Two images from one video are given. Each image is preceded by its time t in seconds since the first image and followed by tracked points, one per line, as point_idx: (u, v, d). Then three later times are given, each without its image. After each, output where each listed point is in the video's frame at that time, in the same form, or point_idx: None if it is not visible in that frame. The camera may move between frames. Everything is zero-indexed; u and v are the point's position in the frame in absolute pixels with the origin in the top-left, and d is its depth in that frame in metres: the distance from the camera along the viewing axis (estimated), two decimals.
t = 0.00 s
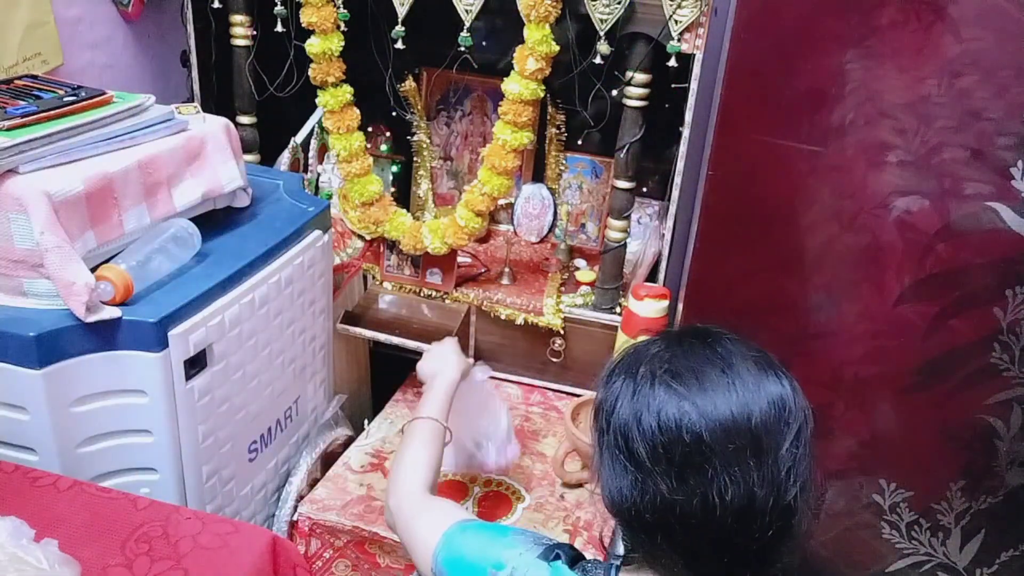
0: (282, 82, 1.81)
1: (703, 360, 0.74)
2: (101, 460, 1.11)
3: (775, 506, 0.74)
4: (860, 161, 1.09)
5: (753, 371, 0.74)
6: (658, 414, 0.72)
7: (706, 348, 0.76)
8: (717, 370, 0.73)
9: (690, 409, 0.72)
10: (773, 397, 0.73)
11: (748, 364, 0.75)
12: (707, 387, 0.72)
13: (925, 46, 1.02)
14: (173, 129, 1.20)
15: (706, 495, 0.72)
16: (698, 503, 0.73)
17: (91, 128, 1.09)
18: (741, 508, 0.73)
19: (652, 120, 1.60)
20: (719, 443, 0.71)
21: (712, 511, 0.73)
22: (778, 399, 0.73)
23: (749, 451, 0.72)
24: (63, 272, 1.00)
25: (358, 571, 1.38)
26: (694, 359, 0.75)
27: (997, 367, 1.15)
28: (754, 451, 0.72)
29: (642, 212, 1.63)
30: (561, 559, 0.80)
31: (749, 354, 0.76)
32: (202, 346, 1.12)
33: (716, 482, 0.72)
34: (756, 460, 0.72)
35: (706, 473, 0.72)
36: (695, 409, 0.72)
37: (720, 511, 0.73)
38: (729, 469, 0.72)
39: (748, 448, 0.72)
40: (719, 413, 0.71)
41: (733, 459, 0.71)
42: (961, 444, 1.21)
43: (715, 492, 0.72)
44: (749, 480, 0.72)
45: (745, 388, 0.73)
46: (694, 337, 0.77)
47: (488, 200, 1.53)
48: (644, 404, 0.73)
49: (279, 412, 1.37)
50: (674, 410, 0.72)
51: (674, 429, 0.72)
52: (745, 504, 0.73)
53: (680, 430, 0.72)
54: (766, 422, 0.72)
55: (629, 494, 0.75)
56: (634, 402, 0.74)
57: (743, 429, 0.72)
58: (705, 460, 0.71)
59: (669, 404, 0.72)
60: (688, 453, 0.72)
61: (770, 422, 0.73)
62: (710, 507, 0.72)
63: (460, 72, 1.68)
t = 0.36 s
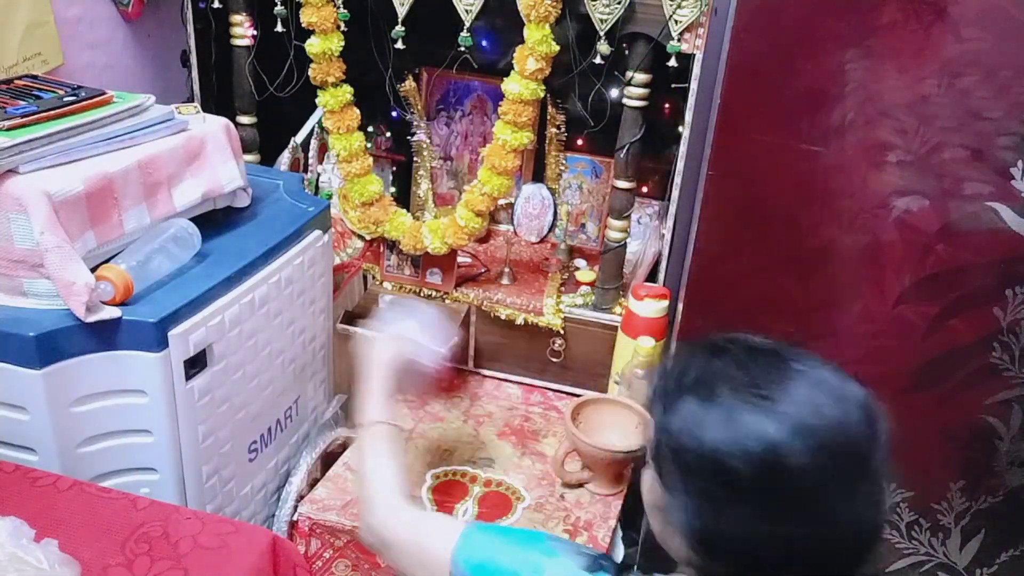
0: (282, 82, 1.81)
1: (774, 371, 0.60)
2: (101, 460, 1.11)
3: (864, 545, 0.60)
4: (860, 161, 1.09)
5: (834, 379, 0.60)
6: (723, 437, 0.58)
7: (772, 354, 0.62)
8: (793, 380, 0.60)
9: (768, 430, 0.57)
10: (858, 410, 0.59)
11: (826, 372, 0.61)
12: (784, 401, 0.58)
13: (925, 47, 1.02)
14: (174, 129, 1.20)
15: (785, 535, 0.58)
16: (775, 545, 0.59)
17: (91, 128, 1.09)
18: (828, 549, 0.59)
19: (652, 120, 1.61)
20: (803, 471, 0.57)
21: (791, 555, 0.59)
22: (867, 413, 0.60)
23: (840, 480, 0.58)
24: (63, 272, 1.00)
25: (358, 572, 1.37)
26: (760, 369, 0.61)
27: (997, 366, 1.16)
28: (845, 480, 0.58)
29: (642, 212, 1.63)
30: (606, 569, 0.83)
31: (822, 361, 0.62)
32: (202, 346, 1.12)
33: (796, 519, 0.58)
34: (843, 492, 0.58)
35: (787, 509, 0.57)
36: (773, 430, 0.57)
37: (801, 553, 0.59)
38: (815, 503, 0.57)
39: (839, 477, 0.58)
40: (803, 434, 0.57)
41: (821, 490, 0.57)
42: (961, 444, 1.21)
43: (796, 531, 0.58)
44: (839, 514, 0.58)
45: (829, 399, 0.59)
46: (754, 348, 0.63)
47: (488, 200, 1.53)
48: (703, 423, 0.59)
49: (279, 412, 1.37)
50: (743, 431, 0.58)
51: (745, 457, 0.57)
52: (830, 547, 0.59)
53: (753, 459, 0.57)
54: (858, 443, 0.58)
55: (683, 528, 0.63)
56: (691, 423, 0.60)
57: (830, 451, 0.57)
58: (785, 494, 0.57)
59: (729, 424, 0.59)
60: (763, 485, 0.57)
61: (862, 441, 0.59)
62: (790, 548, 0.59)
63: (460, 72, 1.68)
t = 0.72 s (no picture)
0: (282, 82, 1.81)
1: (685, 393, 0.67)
2: (101, 460, 1.11)
3: (767, 546, 0.67)
4: (860, 161, 1.09)
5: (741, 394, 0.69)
6: (641, 447, 0.66)
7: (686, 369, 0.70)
8: (706, 404, 0.66)
9: (672, 441, 0.65)
10: (742, 423, 0.66)
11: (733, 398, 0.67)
12: (701, 409, 0.66)
13: (925, 46, 1.01)
14: (174, 129, 1.20)
15: (696, 537, 0.65)
16: (676, 546, 0.66)
17: (91, 128, 1.09)
18: (726, 546, 0.66)
19: (652, 120, 1.60)
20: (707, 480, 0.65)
21: (700, 555, 0.66)
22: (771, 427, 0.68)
23: (745, 482, 0.65)
24: (63, 272, 1.00)
25: (358, 572, 1.39)
26: (661, 387, 0.68)
27: (997, 366, 1.15)
28: (750, 484, 0.65)
29: (642, 212, 1.63)
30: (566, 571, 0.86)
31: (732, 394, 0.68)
32: (202, 347, 1.12)
33: (743, 501, 0.65)
34: (732, 494, 0.65)
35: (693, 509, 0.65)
36: (677, 439, 0.65)
37: (711, 553, 0.66)
38: (719, 506, 0.65)
39: (740, 476, 0.65)
40: (705, 446, 0.65)
41: (717, 490, 0.65)
42: (961, 444, 1.21)
43: (706, 533, 0.65)
44: (734, 509, 0.65)
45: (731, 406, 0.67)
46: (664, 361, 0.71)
47: (488, 200, 1.53)
48: (625, 440, 0.66)
49: (279, 412, 1.37)
50: (652, 439, 0.66)
51: (652, 464, 0.65)
52: (730, 548, 0.66)
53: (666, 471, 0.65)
54: (762, 452, 0.66)
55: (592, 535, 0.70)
56: (609, 433, 0.67)
57: (709, 465, 0.65)
58: (692, 497, 0.65)
59: (633, 436, 0.66)
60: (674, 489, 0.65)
61: (759, 454, 0.66)
62: (699, 550, 0.65)
63: (460, 72, 1.68)
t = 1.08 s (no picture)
0: (282, 82, 1.81)
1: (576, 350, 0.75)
2: (101, 460, 1.11)
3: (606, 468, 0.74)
4: (860, 161, 1.09)
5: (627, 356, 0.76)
6: (520, 380, 0.74)
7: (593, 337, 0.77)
8: (589, 356, 0.75)
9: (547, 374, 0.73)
10: (613, 373, 0.74)
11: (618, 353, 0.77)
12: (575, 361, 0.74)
13: (925, 47, 1.02)
14: (173, 129, 1.20)
15: (551, 459, 0.73)
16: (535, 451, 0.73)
17: (91, 128, 1.09)
18: (583, 472, 0.73)
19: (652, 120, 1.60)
20: (566, 412, 0.72)
21: (554, 476, 0.73)
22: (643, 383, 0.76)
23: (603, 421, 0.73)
24: (63, 272, 1.00)
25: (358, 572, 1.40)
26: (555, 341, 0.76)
27: (997, 366, 1.15)
28: (605, 423, 0.73)
29: (642, 212, 1.63)
30: None
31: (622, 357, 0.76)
32: (202, 347, 1.12)
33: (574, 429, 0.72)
34: (588, 421, 0.73)
35: (550, 433, 0.72)
36: (549, 376, 0.73)
37: (562, 474, 0.73)
38: (574, 434, 0.72)
39: (596, 411, 0.73)
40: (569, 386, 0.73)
41: (571, 418, 0.72)
42: (961, 443, 1.21)
43: (560, 459, 0.73)
44: (591, 440, 0.72)
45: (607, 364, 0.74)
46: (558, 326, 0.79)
47: (488, 200, 1.53)
48: (503, 378, 0.75)
49: (279, 412, 1.37)
50: (526, 375, 0.74)
51: (523, 392, 0.73)
52: (566, 458, 0.73)
53: (533, 402, 0.73)
54: (626, 398, 0.74)
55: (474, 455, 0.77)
56: (500, 372, 0.75)
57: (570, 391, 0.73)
58: (553, 424, 0.72)
59: (514, 373, 0.74)
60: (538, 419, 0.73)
61: (623, 403, 0.74)
62: (552, 471, 0.73)
63: (460, 72, 1.68)
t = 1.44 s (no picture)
0: (282, 82, 1.81)
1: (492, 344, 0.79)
2: (101, 460, 1.11)
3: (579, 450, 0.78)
4: (860, 161, 1.09)
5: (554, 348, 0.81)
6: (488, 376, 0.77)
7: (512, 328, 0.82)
8: (515, 348, 0.79)
9: (524, 372, 0.77)
10: (557, 361, 0.78)
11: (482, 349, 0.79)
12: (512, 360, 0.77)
13: (925, 46, 1.01)
14: (174, 129, 1.20)
15: (537, 449, 0.76)
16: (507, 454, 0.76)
17: (91, 128, 1.09)
18: (560, 459, 0.77)
19: (652, 120, 1.60)
20: (546, 405, 0.76)
21: (538, 467, 0.77)
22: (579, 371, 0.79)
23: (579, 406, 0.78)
24: (63, 272, 1.00)
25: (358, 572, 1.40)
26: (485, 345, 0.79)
27: (997, 366, 1.15)
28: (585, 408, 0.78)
29: (643, 212, 1.62)
30: None
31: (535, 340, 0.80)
32: (202, 347, 1.12)
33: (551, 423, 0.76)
34: (559, 408, 0.76)
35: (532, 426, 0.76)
36: (514, 371, 0.77)
37: (548, 463, 0.77)
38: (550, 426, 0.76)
39: (571, 402, 0.77)
40: (542, 380, 0.77)
41: (545, 412, 0.76)
42: (961, 443, 1.21)
43: (545, 447, 0.76)
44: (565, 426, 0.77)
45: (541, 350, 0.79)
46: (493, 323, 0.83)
47: (488, 200, 1.53)
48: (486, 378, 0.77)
49: (279, 412, 1.37)
50: (496, 372, 0.77)
51: (492, 393, 0.76)
52: (542, 453, 0.76)
53: (513, 398, 0.76)
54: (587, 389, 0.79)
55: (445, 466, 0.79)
56: (459, 374, 0.77)
57: (536, 386, 0.76)
58: (531, 425, 0.75)
59: (485, 373, 0.77)
60: (518, 411, 0.76)
61: (587, 390, 0.79)
62: (537, 463, 0.76)
63: (460, 73, 1.68)
